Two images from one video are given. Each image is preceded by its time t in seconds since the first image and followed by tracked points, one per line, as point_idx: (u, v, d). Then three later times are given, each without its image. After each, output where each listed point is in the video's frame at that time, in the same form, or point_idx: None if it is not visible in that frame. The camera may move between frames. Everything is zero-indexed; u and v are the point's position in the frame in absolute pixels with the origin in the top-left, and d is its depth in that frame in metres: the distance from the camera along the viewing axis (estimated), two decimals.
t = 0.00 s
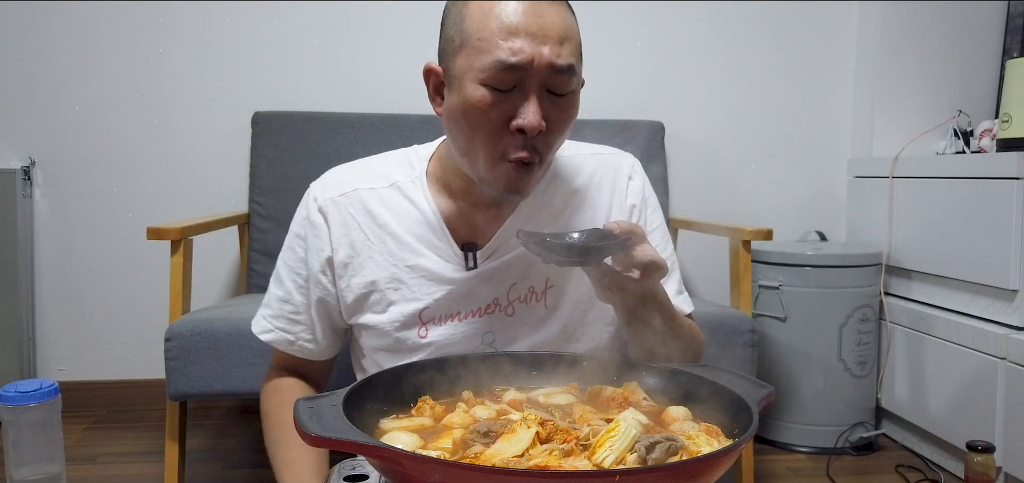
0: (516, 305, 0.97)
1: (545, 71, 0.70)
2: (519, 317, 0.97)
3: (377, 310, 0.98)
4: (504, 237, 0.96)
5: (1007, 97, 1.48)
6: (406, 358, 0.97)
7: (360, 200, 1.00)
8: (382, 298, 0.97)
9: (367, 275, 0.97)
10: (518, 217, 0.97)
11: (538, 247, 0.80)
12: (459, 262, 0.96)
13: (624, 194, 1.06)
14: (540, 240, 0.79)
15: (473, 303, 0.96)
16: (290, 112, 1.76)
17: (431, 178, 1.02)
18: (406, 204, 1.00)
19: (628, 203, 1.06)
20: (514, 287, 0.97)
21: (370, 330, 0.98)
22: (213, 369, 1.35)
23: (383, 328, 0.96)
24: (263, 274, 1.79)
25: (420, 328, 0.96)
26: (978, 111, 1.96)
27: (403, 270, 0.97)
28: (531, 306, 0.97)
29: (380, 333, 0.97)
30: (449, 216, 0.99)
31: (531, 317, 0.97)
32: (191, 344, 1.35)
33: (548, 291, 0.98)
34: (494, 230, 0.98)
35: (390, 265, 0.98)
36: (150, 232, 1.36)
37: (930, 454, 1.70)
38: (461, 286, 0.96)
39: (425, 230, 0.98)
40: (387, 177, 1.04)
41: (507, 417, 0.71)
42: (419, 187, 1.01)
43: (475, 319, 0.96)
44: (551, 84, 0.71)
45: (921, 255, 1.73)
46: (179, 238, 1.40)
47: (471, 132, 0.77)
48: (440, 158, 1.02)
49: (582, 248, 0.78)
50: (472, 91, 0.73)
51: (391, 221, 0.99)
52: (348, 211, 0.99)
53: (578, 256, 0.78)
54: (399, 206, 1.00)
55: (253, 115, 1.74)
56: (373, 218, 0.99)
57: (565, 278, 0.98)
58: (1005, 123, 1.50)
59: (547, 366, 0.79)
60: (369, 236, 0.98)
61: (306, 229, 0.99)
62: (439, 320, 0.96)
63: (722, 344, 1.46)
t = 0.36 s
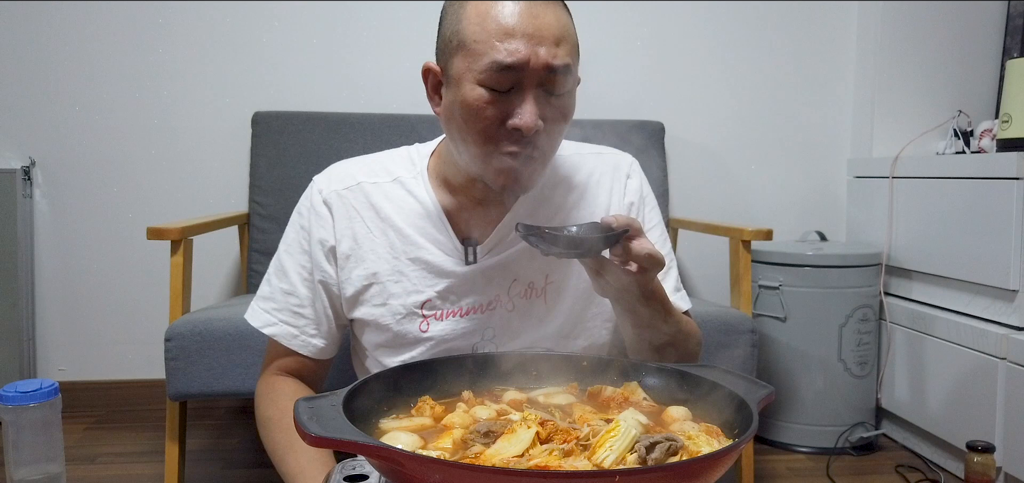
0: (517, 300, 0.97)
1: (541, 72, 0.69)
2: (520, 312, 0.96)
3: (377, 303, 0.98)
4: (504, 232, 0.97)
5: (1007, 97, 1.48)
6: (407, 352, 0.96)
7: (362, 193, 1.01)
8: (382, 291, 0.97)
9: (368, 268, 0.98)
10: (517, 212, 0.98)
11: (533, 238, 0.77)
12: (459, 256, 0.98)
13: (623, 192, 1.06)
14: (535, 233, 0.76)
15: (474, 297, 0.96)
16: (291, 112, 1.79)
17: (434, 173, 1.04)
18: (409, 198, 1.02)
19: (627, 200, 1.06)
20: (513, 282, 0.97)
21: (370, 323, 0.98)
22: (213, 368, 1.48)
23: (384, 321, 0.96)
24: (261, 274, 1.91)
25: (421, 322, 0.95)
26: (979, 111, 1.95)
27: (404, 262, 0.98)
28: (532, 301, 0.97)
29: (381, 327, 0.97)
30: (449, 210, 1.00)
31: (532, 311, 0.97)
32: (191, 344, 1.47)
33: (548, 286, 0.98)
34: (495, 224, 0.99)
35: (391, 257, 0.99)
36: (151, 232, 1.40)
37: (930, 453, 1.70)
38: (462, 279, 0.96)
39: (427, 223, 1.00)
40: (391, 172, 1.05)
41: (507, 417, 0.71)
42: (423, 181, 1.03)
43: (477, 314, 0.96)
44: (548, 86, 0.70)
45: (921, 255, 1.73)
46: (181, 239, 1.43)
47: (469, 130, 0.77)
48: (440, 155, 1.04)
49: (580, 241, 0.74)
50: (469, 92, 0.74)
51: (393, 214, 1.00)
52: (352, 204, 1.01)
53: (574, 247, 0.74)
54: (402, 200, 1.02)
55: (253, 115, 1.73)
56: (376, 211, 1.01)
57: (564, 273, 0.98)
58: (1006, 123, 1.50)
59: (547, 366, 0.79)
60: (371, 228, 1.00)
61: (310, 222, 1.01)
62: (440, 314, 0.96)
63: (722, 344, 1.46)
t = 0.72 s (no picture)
0: (516, 299, 0.96)
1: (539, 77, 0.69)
2: (520, 312, 0.96)
3: (376, 298, 0.97)
4: (504, 231, 0.97)
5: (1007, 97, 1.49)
6: (406, 348, 0.96)
7: (364, 189, 1.01)
8: (382, 286, 0.97)
9: (368, 263, 0.98)
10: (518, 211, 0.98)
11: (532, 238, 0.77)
12: (459, 253, 0.98)
13: (623, 192, 1.07)
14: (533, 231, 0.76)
15: (474, 295, 0.96)
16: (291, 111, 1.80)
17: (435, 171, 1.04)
18: (410, 195, 1.02)
19: (627, 200, 1.07)
20: (514, 279, 0.96)
21: (368, 320, 0.98)
22: (213, 368, 1.45)
23: (382, 316, 0.96)
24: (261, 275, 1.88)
25: (420, 318, 0.95)
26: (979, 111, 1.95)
27: (405, 258, 0.98)
28: (531, 301, 0.96)
29: (379, 322, 0.97)
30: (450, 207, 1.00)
31: (531, 309, 0.96)
32: (191, 344, 1.45)
33: (548, 285, 0.98)
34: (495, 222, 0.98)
35: (391, 253, 0.98)
36: (151, 232, 1.39)
37: (930, 454, 1.70)
38: (462, 277, 0.96)
39: (428, 218, 1.00)
40: (392, 169, 1.05)
41: (507, 417, 0.71)
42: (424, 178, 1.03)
43: (476, 312, 0.95)
44: (546, 91, 0.70)
45: (920, 256, 1.73)
46: (180, 238, 1.46)
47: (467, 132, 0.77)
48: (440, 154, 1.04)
49: (580, 240, 0.75)
50: (469, 94, 0.74)
51: (394, 210, 1.00)
52: (353, 199, 1.00)
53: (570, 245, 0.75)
54: (402, 196, 1.02)
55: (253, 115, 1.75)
56: (377, 207, 1.01)
57: (563, 271, 0.98)
58: (1005, 123, 1.50)
59: (547, 366, 0.79)
60: (371, 223, 1.00)
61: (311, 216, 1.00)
62: (439, 311, 0.96)
63: (722, 344, 1.46)
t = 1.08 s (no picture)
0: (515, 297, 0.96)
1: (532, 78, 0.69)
2: (519, 310, 0.95)
3: (374, 294, 0.97)
4: (502, 229, 0.98)
5: (1007, 97, 1.49)
6: (404, 345, 0.96)
7: (363, 185, 1.01)
8: (380, 282, 0.97)
9: (367, 259, 0.98)
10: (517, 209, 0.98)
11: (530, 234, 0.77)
12: (458, 250, 0.98)
13: (623, 191, 1.06)
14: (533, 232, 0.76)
15: (473, 292, 0.96)
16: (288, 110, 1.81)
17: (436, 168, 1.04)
18: (411, 192, 1.02)
19: (628, 199, 1.07)
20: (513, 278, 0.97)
21: (366, 317, 0.97)
22: (211, 369, 1.48)
23: (380, 312, 0.96)
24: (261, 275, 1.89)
25: (419, 314, 0.96)
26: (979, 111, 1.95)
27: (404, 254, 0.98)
28: (530, 299, 0.96)
29: (377, 319, 0.97)
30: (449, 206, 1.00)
31: (530, 308, 0.96)
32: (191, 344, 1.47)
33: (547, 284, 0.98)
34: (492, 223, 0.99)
35: (390, 249, 0.98)
36: (150, 232, 1.38)
37: (931, 453, 1.70)
38: (460, 274, 0.96)
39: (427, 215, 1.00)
40: (392, 166, 1.05)
41: (507, 417, 0.71)
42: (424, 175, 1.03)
43: (475, 309, 0.96)
44: (540, 92, 0.70)
45: (920, 256, 1.73)
46: (179, 238, 1.52)
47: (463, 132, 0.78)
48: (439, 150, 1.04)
49: (576, 238, 0.75)
50: (463, 94, 0.74)
51: (394, 206, 1.01)
52: (353, 195, 1.00)
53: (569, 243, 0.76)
54: (402, 193, 1.02)
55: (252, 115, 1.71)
56: (377, 203, 1.01)
57: (563, 271, 0.98)
58: (1005, 123, 1.50)
59: (547, 366, 0.79)
60: (370, 219, 1.00)
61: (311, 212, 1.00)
62: (438, 308, 0.96)
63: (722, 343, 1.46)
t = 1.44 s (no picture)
0: (521, 302, 0.97)
1: (546, 100, 0.70)
2: (524, 315, 0.97)
3: (388, 290, 0.95)
4: (515, 238, 0.95)
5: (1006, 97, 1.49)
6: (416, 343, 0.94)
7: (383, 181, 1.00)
8: (396, 278, 0.95)
9: (384, 254, 0.96)
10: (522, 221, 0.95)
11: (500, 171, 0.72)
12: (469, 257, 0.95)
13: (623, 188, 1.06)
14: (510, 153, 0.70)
15: (484, 295, 0.96)
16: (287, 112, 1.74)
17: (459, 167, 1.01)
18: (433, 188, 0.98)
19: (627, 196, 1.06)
20: (521, 283, 0.97)
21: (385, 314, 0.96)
22: (212, 368, 1.39)
23: (394, 309, 0.95)
24: (261, 276, 1.72)
25: (431, 313, 0.95)
26: (979, 111, 1.95)
27: (421, 251, 0.96)
28: (534, 303, 0.98)
29: (389, 316, 0.95)
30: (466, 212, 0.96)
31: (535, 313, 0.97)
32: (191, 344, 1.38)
33: (553, 289, 0.98)
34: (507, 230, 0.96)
35: (408, 244, 0.96)
36: (150, 232, 1.39)
37: (931, 453, 1.70)
38: (471, 279, 0.95)
39: (451, 210, 0.96)
40: (410, 162, 1.03)
41: (507, 417, 0.72)
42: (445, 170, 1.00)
43: (484, 313, 0.96)
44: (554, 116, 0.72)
45: (920, 256, 1.73)
46: (179, 238, 1.43)
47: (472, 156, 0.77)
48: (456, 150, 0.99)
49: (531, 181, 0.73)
50: (474, 119, 0.74)
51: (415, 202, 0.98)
52: (372, 192, 0.98)
53: (548, 167, 0.71)
54: (421, 187, 0.99)
55: (252, 115, 1.72)
56: (397, 199, 0.98)
57: (568, 275, 0.99)
58: (1005, 123, 1.50)
59: (546, 366, 0.79)
60: (389, 213, 0.97)
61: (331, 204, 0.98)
62: (449, 308, 0.95)
63: (722, 344, 1.46)
